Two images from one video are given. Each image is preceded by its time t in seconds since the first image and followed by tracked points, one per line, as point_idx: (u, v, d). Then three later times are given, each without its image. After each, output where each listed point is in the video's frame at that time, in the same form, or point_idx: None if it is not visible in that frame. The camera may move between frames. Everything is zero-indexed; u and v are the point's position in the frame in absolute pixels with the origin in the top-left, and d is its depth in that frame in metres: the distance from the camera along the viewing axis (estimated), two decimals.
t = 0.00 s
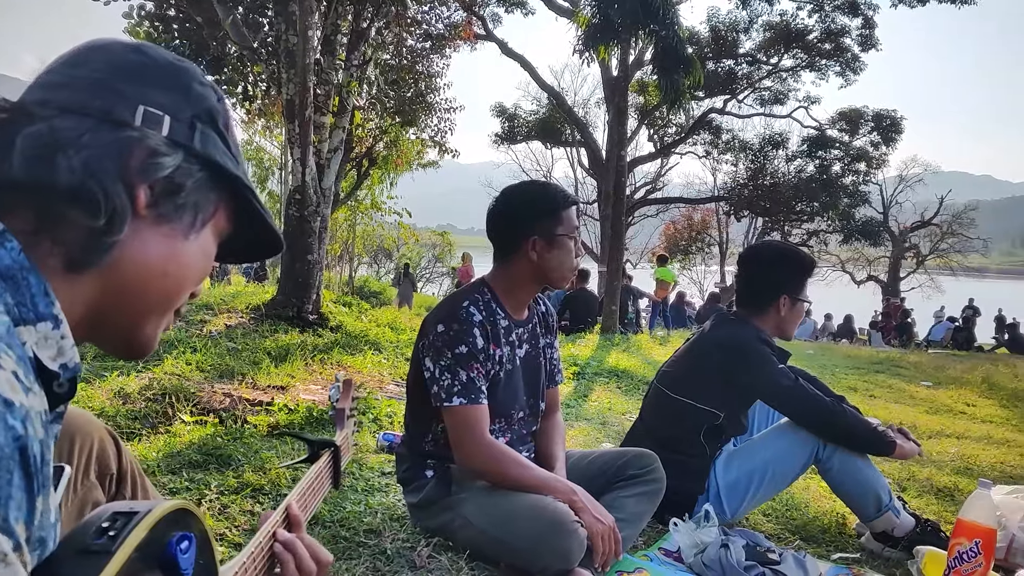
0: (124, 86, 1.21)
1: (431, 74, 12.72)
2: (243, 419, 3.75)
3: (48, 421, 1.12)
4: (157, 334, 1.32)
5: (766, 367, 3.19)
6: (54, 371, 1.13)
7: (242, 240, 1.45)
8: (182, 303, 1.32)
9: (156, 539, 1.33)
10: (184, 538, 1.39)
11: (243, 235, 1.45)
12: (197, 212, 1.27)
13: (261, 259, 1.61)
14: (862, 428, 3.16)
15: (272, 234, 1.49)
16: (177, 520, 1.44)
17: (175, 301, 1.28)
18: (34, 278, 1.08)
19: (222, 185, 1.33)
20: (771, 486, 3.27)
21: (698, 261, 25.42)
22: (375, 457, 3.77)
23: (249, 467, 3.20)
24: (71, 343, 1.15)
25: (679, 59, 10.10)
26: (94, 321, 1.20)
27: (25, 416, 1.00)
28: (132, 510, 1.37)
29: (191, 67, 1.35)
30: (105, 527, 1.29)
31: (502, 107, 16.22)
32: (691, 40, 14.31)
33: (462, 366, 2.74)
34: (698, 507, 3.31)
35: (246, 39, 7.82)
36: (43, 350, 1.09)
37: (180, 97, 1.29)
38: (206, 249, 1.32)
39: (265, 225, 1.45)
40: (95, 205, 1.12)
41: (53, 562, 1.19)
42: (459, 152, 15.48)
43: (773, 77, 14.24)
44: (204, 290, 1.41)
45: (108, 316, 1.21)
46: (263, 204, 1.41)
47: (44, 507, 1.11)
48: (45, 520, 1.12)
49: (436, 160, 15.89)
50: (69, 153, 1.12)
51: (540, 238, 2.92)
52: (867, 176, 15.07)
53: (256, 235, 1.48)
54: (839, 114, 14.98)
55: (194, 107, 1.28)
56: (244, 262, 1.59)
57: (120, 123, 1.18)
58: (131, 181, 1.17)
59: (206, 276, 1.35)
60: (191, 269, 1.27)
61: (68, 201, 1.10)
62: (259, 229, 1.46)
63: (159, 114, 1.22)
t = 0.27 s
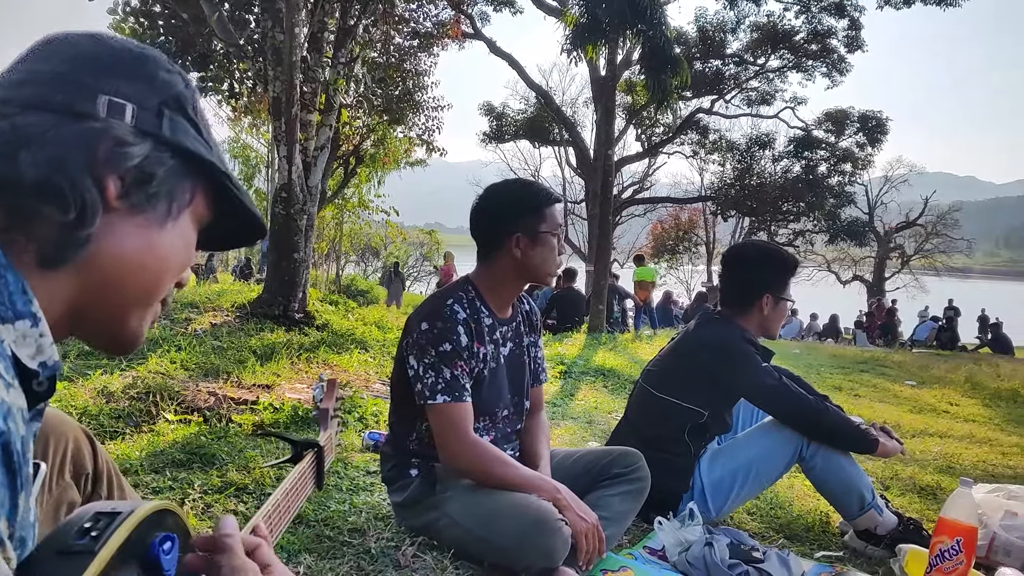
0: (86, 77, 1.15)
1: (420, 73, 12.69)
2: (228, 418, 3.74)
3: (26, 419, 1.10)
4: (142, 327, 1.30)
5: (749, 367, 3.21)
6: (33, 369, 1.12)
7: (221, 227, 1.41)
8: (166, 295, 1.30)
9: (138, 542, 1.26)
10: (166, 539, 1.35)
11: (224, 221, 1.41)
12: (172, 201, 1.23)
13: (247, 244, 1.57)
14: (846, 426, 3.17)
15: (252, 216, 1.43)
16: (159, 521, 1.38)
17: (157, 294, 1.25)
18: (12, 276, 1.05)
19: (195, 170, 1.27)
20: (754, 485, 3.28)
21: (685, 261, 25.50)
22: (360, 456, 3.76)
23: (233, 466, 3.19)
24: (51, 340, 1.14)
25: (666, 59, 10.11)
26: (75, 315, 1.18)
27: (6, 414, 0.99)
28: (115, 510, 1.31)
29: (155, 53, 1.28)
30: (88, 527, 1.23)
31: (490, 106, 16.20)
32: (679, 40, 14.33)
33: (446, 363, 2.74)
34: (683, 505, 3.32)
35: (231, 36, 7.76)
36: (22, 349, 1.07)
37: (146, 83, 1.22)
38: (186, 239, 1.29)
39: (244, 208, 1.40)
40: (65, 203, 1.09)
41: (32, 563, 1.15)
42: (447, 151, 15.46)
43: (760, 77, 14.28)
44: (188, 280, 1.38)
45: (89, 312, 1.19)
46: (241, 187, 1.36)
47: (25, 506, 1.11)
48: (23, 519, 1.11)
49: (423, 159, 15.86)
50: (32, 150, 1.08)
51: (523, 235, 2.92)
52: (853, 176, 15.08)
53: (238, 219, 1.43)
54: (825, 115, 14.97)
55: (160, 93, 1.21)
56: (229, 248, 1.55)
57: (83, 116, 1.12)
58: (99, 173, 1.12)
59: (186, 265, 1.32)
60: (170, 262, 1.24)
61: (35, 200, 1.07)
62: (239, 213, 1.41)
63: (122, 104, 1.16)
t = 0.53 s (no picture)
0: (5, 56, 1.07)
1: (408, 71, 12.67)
2: (212, 416, 3.72)
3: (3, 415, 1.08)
4: (144, 304, 1.27)
5: (734, 367, 3.22)
6: (13, 364, 1.10)
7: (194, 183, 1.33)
8: (156, 265, 1.26)
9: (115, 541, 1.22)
10: (145, 537, 1.31)
11: (193, 176, 1.32)
12: (126, 167, 1.16)
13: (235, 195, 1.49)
14: (830, 424, 3.19)
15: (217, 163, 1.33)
16: (138, 520, 1.34)
17: (143, 265, 1.21)
18: None
19: (142, 127, 1.18)
20: (740, 483, 3.29)
21: (673, 260, 25.57)
22: (345, 455, 3.75)
23: (217, 465, 3.17)
24: (30, 333, 1.12)
25: (654, 59, 10.13)
26: (59, 302, 1.17)
27: None
28: (93, 508, 1.26)
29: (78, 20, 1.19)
30: (64, 525, 1.18)
31: (479, 104, 16.17)
32: (667, 40, 14.36)
33: (429, 361, 2.73)
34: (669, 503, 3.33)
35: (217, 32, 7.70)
36: None
37: (73, 55, 1.14)
38: (156, 203, 1.23)
39: (206, 156, 1.30)
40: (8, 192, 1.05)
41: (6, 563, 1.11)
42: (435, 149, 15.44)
43: (748, 78, 14.31)
44: (180, 245, 1.33)
45: (76, 298, 1.17)
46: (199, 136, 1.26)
47: None
48: None
49: (412, 157, 15.84)
50: None
51: (506, 232, 2.92)
52: (839, 177, 15.09)
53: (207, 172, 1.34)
54: (811, 115, 14.95)
55: (88, 57, 1.12)
56: (219, 203, 1.47)
57: (9, 97, 1.06)
58: (38, 153, 1.07)
59: (165, 229, 1.26)
60: (145, 232, 1.20)
61: None
62: (201, 163, 1.31)
63: (48, 78, 1.08)
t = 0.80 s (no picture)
0: None
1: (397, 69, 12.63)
2: (198, 415, 3.70)
3: None
4: (124, 294, 1.27)
5: (720, 367, 3.23)
6: None
7: (173, 170, 1.30)
8: (134, 255, 1.25)
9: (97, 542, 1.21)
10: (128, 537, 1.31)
11: (169, 163, 1.29)
12: (98, 159, 1.14)
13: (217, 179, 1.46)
14: (814, 423, 3.21)
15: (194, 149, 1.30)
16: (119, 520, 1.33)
17: (120, 254, 1.20)
18: None
19: (113, 115, 1.15)
20: (726, 481, 3.30)
21: (660, 259, 25.61)
22: (332, 454, 3.74)
23: (202, 464, 3.16)
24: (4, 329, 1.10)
25: (642, 58, 10.13)
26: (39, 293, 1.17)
27: None
28: (76, 510, 1.25)
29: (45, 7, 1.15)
30: (47, 525, 1.17)
31: (467, 103, 16.13)
32: (656, 40, 14.36)
33: (415, 360, 2.73)
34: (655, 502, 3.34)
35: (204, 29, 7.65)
36: None
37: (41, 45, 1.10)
38: (130, 193, 1.21)
39: (180, 142, 1.27)
40: None
41: None
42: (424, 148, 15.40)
43: (736, 78, 14.34)
44: (161, 233, 1.32)
45: (54, 288, 1.18)
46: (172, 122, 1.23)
47: None
48: None
49: (400, 156, 15.79)
50: None
51: (492, 231, 2.92)
52: (826, 177, 15.12)
53: (184, 157, 1.31)
54: (798, 115, 14.94)
55: (54, 45, 1.08)
56: (202, 187, 1.45)
57: None
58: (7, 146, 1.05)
59: (143, 220, 1.24)
60: (120, 223, 1.19)
61: None
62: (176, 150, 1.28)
63: (13, 70, 1.04)
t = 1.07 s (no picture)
0: None
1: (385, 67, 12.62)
2: (183, 414, 3.68)
3: None
4: (102, 283, 1.24)
5: (705, 366, 3.24)
6: None
7: (146, 158, 1.28)
8: (111, 243, 1.23)
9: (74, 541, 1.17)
10: (106, 534, 1.27)
11: (142, 151, 1.27)
12: (70, 148, 1.12)
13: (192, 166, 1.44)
14: (799, 421, 3.22)
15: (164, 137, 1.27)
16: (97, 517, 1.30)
17: (96, 243, 1.17)
18: None
19: (80, 103, 1.13)
20: (711, 479, 3.31)
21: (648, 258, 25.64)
22: (317, 453, 3.73)
23: (186, 462, 3.14)
24: None
25: (630, 58, 10.16)
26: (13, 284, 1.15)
27: None
28: (52, 507, 1.21)
29: None
30: (22, 523, 1.13)
31: (456, 101, 16.11)
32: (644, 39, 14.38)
33: (402, 358, 2.72)
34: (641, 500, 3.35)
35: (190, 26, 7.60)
36: None
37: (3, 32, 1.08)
38: (103, 181, 1.18)
39: (149, 130, 1.25)
40: None
41: None
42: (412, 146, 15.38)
43: (723, 78, 14.37)
44: (136, 222, 1.30)
45: (30, 280, 1.15)
46: (143, 109, 1.21)
47: None
48: None
49: (388, 154, 15.76)
50: None
51: (479, 229, 2.91)
52: (813, 176, 15.15)
53: (157, 146, 1.29)
54: (785, 115, 14.97)
55: (17, 33, 1.06)
56: (179, 174, 1.43)
57: None
58: None
59: (118, 209, 1.22)
60: (93, 212, 1.16)
61: None
62: (146, 138, 1.26)
63: None
